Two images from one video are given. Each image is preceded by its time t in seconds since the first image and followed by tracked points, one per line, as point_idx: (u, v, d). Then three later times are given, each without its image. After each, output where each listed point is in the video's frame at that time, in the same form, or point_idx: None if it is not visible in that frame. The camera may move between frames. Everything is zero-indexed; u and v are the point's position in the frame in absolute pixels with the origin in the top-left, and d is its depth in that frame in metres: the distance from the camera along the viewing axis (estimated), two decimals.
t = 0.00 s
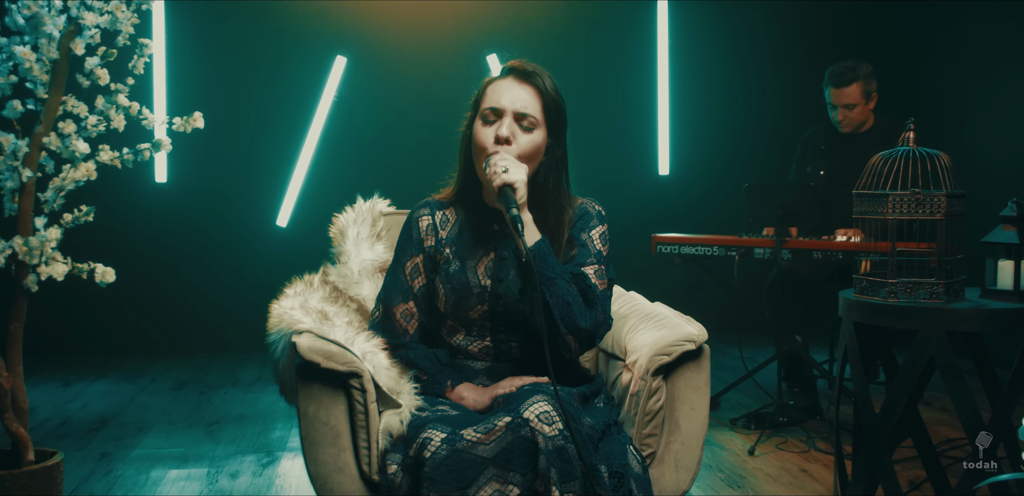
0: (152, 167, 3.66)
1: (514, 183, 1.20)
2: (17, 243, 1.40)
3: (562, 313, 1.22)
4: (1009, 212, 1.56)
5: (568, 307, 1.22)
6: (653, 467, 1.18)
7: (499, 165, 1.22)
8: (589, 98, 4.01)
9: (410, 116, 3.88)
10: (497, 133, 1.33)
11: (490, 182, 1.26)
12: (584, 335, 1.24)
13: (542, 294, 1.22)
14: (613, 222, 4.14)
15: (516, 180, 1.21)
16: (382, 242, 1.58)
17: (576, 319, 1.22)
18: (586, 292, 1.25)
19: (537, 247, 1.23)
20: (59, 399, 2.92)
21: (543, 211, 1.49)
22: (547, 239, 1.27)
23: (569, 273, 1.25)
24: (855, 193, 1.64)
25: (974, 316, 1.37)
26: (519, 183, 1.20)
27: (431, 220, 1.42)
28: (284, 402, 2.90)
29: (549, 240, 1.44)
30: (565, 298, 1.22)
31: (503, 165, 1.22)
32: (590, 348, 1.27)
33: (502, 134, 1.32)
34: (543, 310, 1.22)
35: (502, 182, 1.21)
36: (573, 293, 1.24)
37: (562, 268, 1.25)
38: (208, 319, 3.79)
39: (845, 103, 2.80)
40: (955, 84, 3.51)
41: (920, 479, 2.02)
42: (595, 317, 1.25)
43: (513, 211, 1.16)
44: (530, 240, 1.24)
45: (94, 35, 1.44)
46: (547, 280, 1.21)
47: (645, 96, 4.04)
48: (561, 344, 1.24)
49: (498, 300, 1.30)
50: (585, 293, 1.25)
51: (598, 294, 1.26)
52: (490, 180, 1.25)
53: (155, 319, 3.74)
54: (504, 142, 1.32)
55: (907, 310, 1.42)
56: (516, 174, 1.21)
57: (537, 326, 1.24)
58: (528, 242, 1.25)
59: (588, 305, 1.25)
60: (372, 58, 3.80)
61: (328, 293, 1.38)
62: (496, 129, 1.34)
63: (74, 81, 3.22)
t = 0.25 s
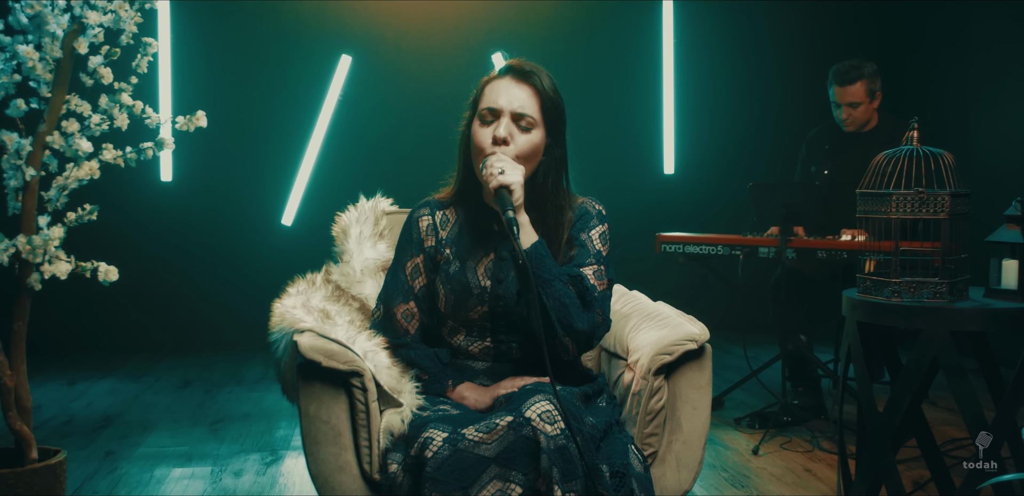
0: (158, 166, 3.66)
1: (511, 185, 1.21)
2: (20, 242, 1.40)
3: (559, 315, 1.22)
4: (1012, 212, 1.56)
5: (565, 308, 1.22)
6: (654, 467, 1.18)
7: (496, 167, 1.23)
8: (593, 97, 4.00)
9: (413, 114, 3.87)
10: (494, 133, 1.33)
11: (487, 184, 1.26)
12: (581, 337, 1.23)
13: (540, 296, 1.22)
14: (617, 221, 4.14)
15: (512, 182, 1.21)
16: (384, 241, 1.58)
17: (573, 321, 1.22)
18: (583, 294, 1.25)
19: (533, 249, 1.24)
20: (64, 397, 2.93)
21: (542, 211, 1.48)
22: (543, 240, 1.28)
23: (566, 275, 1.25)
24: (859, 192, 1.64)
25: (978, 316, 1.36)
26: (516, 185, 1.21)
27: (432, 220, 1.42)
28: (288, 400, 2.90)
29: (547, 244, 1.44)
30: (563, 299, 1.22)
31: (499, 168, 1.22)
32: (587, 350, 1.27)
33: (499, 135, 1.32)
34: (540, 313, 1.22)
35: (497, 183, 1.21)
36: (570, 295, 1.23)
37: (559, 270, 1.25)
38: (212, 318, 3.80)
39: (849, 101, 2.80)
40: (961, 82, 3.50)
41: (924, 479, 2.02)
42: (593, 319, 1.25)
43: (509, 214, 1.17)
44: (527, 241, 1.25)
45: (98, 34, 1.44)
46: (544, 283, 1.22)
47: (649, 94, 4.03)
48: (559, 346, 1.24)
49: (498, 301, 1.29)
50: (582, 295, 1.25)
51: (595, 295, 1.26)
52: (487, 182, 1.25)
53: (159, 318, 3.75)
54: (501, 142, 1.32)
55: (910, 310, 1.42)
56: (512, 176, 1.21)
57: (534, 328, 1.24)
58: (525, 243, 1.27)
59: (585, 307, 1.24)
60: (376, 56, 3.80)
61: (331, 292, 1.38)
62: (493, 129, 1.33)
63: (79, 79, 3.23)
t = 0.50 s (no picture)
0: (161, 166, 3.67)
1: (510, 180, 1.21)
2: (21, 242, 1.41)
3: (559, 310, 1.22)
4: (1014, 211, 1.56)
5: (565, 303, 1.22)
6: (654, 466, 1.18)
7: (495, 162, 1.23)
8: (596, 96, 4.00)
9: (416, 114, 3.87)
10: (494, 131, 1.33)
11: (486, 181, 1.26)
12: (581, 332, 1.23)
13: (540, 291, 1.22)
14: (619, 220, 4.13)
15: (511, 177, 1.21)
16: (385, 240, 1.58)
17: (573, 316, 1.22)
18: (583, 289, 1.25)
19: (533, 243, 1.24)
20: (66, 397, 2.93)
21: (541, 208, 1.49)
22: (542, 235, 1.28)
23: (565, 270, 1.25)
24: (860, 190, 1.62)
25: (979, 315, 1.36)
26: (515, 180, 1.21)
27: (432, 219, 1.42)
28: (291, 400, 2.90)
29: (548, 240, 1.44)
30: (562, 294, 1.22)
31: (499, 162, 1.22)
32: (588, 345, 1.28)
33: (499, 133, 1.32)
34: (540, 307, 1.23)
35: (497, 178, 1.21)
36: (570, 289, 1.24)
37: (559, 264, 1.25)
38: (214, 318, 3.80)
39: (852, 96, 2.80)
40: (964, 81, 3.49)
41: (927, 479, 2.01)
42: (593, 314, 1.25)
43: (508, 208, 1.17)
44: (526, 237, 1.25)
45: (98, 33, 1.43)
46: (544, 277, 1.22)
47: (652, 93, 4.02)
48: (559, 341, 1.24)
49: (498, 299, 1.30)
50: (582, 290, 1.25)
51: (595, 291, 1.26)
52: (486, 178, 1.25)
53: (161, 318, 3.75)
54: (501, 140, 1.32)
55: (911, 309, 1.42)
56: (511, 171, 1.21)
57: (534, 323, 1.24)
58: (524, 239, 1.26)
59: (585, 302, 1.25)
60: (379, 56, 3.80)
61: (331, 291, 1.38)
62: (492, 127, 1.33)
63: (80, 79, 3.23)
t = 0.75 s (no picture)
0: (164, 165, 3.67)
1: (511, 171, 1.21)
2: (22, 241, 1.41)
3: (559, 300, 1.22)
4: (1016, 211, 1.55)
5: (565, 293, 1.22)
6: (654, 466, 1.18)
7: (497, 154, 1.23)
8: (598, 95, 3.99)
9: (418, 113, 3.87)
10: (495, 127, 1.33)
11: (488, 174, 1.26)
12: (581, 322, 1.23)
13: (541, 281, 1.23)
14: (621, 220, 4.13)
15: (513, 167, 1.21)
16: (386, 240, 1.57)
17: (573, 306, 1.21)
18: (583, 280, 1.25)
19: (533, 234, 1.24)
20: (69, 396, 2.94)
21: (541, 205, 1.49)
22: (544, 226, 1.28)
23: (566, 261, 1.25)
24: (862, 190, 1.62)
25: (981, 316, 1.36)
26: (517, 171, 1.21)
27: (433, 217, 1.42)
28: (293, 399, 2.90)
29: (548, 233, 1.44)
30: (563, 285, 1.22)
31: (501, 153, 1.23)
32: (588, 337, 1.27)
33: (500, 128, 1.32)
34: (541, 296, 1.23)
35: (499, 169, 1.21)
36: (570, 280, 1.24)
37: (560, 256, 1.25)
38: (216, 317, 3.80)
39: (857, 93, 2.81)
40: (967, 81, 3.49)
41: (929, 479, 2.01)
42: (593, 304, 1.24)
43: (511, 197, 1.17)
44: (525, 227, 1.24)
45: (100, 33, 1.43)
46: (544, 268, 1.22)
47: (655, 93, 4.02)
48: (559, 332, 1.24)
49: (498, 296, 1.30)
50: (582, 282, 1.25)
51: (595, 282, 1.26)
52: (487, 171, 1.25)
53: (164, 317, 3.75)
54: (502, 135, 1.32)
55: (913, 309, 1.41)
56: (513, 161, 1.21)
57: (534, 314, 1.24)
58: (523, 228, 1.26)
59: (585, 293, 1.24)
60: (382, 55, 3.80)
61: (332, 291, 1.38)
62: (493, 123, 1.33)
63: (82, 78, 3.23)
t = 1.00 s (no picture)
0: (167, 165, 3.67)
1: (511, 165, 1.21)
2: (23, 241, 1.41)
3: (559, 294, 1.22)
4: (1018, 210, 1.53)
5: (565, 288, 1.21)
6: (654, 466, 1.18)
7: (497, 150, 1.23)
8: (601, 94, 3.99)
9: (421, 113, 3.86)
10: (495, 124, 1.33)
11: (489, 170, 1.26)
12: (581, 316, 1.22)
13: (540, 274, 1.22)
14: (623, 219, 4.13)
15: (513, 162, 1.22)
16: (387, 239, 1.57)
17: (573, 300, 1.21)
18: (582, 274, 1.25)
19: (533, 227, 1.24)
20: (72, 395, 2.94)
21: (542, 202, 1.49)
22: (543, 219, 1.27)
23: (566, 256, 1.25)
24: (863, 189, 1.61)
25: (982, 315, 1.36)
26: (517, 164, 1.21)
27: (433, 216, 1.42)
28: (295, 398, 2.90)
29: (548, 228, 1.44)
30: (563, 278, 1.22)
31: (501, 148, 1.23)
32: (588, 331, 1.26)
33: (500, 126, 1.32)
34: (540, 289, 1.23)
35: (499, 163, 1.22)
36: (570, 274, 1.23)
37: (560, 250, 1.25)
38: (218, 317, 3.81)
39: (863, 90, 2.79)
40: (971, 81, 3.48)
41: (931, 479, 2.01)
42: (593, 297, 1.24)
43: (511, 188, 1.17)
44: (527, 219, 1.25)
45: (102, 33, 1.43)
46: (543, 261, 1.22)
47: (658, 92, 4.02)
48: (559, 326, 1.23)
49: (498, 293, 1.30)
50: (582, 275, 1.25)
51: (595, 277, 1.26)
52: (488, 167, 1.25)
53: (166, 316, 3.76)
54: (503, 132, 1.32)
55: (914, 309, 1.41)
56: (513, 155, 1.22)
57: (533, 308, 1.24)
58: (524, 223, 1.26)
59: (584, 287, 1.24)
60: (386, 55, 3.80)
61: (332, 291, 1.38)
62: (494, 121, 1.33)
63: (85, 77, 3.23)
